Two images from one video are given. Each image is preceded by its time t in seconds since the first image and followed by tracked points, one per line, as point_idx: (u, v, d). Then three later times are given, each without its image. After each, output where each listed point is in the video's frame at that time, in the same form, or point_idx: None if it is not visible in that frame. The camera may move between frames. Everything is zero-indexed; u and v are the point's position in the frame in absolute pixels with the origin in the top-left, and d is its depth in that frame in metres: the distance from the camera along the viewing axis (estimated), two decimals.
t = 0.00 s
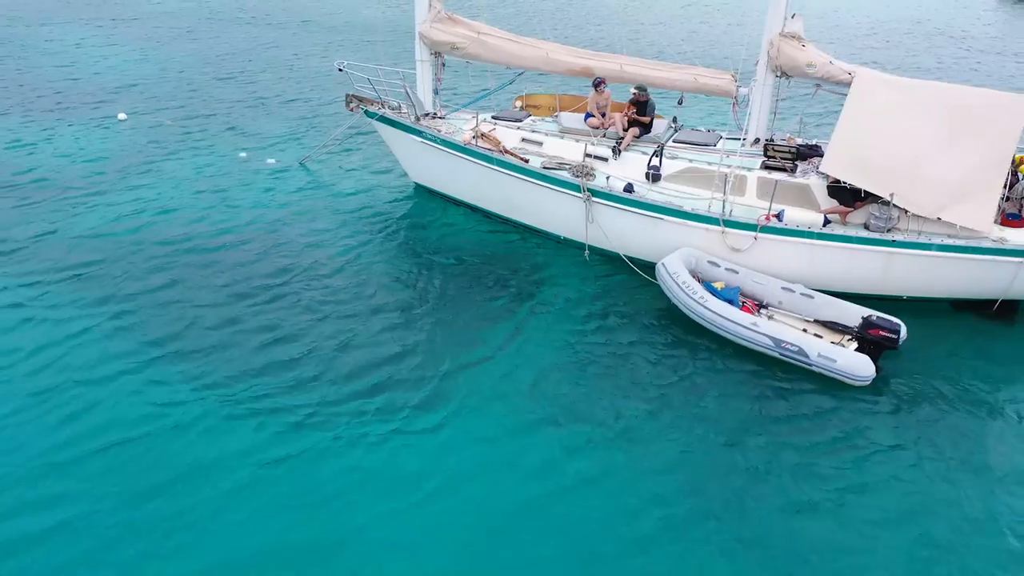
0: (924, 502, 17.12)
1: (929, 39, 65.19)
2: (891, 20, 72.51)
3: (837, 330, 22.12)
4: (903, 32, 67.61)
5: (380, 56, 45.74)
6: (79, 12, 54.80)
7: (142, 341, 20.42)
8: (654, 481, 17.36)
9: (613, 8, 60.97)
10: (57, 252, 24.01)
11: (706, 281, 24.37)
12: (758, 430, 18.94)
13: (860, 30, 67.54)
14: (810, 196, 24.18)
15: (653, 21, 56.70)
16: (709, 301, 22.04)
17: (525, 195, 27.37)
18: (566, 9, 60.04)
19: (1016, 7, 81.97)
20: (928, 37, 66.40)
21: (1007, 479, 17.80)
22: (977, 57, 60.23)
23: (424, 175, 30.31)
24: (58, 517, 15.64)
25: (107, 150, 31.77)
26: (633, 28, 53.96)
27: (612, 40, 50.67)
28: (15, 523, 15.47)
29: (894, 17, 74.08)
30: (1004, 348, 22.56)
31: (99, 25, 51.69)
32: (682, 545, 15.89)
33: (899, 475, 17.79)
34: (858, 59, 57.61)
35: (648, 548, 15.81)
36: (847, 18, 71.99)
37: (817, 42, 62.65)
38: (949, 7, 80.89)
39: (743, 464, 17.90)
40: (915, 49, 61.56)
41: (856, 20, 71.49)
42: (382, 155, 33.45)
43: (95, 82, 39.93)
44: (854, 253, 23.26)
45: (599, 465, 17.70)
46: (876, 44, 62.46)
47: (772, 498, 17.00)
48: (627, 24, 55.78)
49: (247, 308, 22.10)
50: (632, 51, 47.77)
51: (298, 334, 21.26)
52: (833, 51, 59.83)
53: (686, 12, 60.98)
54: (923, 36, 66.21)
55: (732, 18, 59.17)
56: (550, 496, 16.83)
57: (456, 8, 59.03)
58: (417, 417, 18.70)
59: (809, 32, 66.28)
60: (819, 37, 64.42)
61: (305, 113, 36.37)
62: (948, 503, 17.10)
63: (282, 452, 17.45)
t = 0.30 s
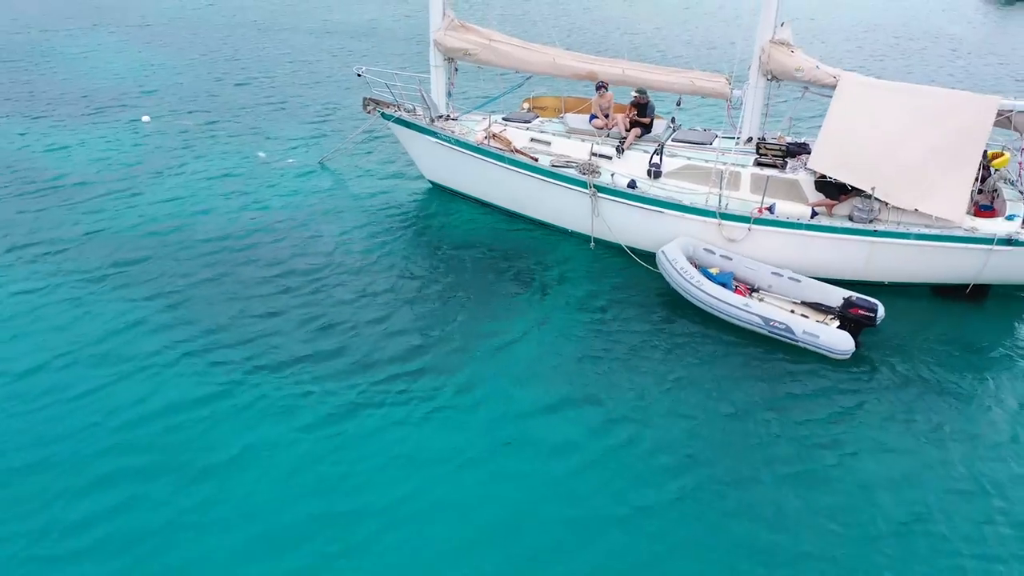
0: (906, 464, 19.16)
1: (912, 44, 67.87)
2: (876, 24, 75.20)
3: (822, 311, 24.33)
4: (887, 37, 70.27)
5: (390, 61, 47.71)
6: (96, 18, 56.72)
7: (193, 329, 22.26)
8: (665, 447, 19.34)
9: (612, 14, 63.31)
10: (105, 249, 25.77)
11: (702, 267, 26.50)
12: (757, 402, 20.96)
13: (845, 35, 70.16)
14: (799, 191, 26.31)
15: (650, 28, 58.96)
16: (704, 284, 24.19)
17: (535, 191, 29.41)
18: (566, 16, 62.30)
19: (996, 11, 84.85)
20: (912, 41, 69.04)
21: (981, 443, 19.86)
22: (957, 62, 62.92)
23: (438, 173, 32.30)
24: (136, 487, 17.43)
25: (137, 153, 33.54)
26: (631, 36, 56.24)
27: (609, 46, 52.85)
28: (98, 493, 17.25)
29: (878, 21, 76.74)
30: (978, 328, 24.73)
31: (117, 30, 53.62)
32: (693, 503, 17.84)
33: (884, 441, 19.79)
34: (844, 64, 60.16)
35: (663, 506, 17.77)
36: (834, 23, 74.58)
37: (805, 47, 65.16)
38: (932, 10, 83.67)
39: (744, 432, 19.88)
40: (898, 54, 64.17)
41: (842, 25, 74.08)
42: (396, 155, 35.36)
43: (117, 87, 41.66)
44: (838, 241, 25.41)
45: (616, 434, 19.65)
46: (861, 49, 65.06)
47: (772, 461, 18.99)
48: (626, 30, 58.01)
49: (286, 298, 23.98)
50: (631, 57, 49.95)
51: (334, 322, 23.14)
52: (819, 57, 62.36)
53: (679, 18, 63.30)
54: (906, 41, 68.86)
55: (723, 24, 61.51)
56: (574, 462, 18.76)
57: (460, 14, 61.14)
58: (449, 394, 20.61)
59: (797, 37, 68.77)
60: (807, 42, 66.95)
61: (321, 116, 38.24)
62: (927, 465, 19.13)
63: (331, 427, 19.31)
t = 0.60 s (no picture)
0: (892, 441, 21.19)
1: (893, 54, 70.81)
2: (858, 34, 78.25)
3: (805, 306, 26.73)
4: (870, 47, 73.18)
5: (397, 72, 49.99)
6: (111, 30, 58.83)
7: (236, 330, 24.02)
8: (675, 429, 21.28)
9: (607, 27, 65.95)
10: (147, 255, 27.58)
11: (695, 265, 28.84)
12: (754, 390, 23.01)
13: (830, 45, 73.02)
14: (785, 196, 28.71)
15: (644, 40, 61.59)
16: (697, 280, 26.52)
17: (540, 196, 31.70)
18: (563, 28, 64.88)
19: (976, 20, 88.01)
20: (893, 51, 71.96)
21: (952, 421, 22.04)
22: (936, 72, 65.86)
23: (449, 179, 34.54)
24: (200, 478, 18.89)
25: (166, 163, 35.42)
26: (626, 47, 58.79)
27: (605, 58, 55.34)
28: (163, 482, 18.69)
29: (862, 30, 79.64)
30: (949, 322, 27.05)
31: (132, 43, 55.77)
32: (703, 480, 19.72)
33: (868, 422, 21.91)
34: (828, 75, 62.94)
35: (677, 483, 19.66)
36: (819, 33, 77.46)
37: (791, 58, 67.95)
38: (914, 19, 86.72)
39: (745, 416, 21.90)
40: (881, 64, 67.05)
41: (827, 35, 76.97)
42: (409, 163, 37.49)
43: (137, 100, 43.59)
44: (820, 241, 27.80)
45: (630, 419, 21.58)
46: (845, 59, 67.88)
47: (770, 441, 21.00)
48: (621, 43, 60.64)
49: (318, 299, 25.90)
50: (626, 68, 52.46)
51: (364, 320, 25.05)
52: (805, 68, 65.11)
53: (671, 29, 65.92)
54: (888, 51, 71.75)
55: (713, 35, 64.14)
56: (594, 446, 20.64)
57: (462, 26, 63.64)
58: (476, 385, 22.45)
59: (783, 47, 71.60)
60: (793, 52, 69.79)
61: (336, 126, 40.30)
62: (910, 443, 21.19)
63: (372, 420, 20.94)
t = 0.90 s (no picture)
0: (864, 432, 23.89)
1: (873, 65, 74.01)
2: (840, 45, 81.48)
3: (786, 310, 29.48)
4: (851, 58, 76.37)
5: (401, 85, 52.48)
6: (124, 44, 60.96)
7: (274, 338, 26.28)
8: (672, 425, 23.88)
9: (600, 40, 68.72)
10: (184, 265, 29.80)
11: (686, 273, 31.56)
12: (742, 389, 25.66)
13: (813, 56, 76.17)
14: (768, 209, 31.48)
15: (636, 53, 64.43)
16: (688, 287, 29.24)
17: (544, 209, 34.35)
18: (557, 41, 67.66)
19: (952, 30, 91.60)
20: (874, 61, 75.16)
21: (916, 414, 24.80)
22: (914, 83, 69.11)
23: (457, 192, 37.15)
24: (254, 477, 21.15)
25: (192, 174, 37.58)
26: (619, 61, 61.61)
27: (599, 73, 58.11)
28: (222, 481, 20.93)
29: (844, 41, 82.85)
30: (917, 324, 29.84)
31: (146, 56, 57.96)
32: (699, 470, 22.29)
33: (842, 415, 24.60)
34: (811, 87, 66.00)
35: (676, 473, 22.21)
36: (803, 44, 80.62)
37: (776, 70, 71.00)
38: (894, 29, 90.10)
39: (734, 412, 24.53)
40: (862, 75, 70.21)
41: (810, 46, 80.14)
42: (418, 176, 39.97)
43: (157, 114, 45.78)
44: (799, 251, 30.58)
45: (633, 416, 24.14)
46: (827, 71, 71.00)
47: (757, 435, 23.63)
48: (614, 56, 63.45)
49: (346, 306, 28.27)
50: (618, 83, 55.26)
51: (389, 326, 27.47)
52: (789, 79, 68.14)
53: (662, 42, 68.77)
54: (868, 62, 74.96)
55: (702, 47, 66.99)
56: (602, 441, 23.18)
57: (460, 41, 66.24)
58: (494, 387, 24.97)
59: (768, 59, 74.67)
60: (778, 64, 72.84)
61: (348, 139, 42.67)
62: (881, 434, 23.87)
63: (406, 424, 23.20)
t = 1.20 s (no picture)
0: (832, 422, 26.81)
1: (855, 76, 77.35)
2: (824, 55, 84.84)
3: (766, 313, 32.42)
4: (834, 69, 79.66)
5: (405, 98, 55.16)
6: (137, 59, 63.57)
7: (301, 346, 28.71)
8: (665, 419, 26.61)
9: (594, 53, 71.82)
10: (214, 274, 32.32)
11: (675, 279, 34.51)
12: (728, 387, 28.46)
13: (798, 67, 79.44)
14: (749, 220, 34.48)
15: (628, 66, 67.51)
16: (676, 293, 32.17)
17: (543, 220, 37.19)
18: (553, 55, 70.64)
19: (932, 40, 95.28)
20: (855, 72, 78.57)
21: (879, 405, 27.77)
22: (893, 95, 72.48)
23: (462, 204, 39.98)
24: (291, 478, 23.27)
25: (214, 188, 40.11)
26: (612, 74, 64.64)
27: (593, 86, 61.02)
28: (262, 482, 23.04)
29: (827, 52, 86.20)
30: (885, 326, 32.84)
31: (159, 71, 60.55)
32: (690, 458, 25.00)
33: (813, 407, 27.54)
34: (795, 99, 69.23)
35: (667, 460, 24.97)
36: (788, 55, 83.91)
37: (762, 81, 74.21)
38: (876, 39, 93.56)
39: (720, 407, 27.31)
40: (843, 87, 73.52)
41: (795, 57, 83.41)
42: (425, 189, 42.70)
43: (175, 130, 48.34)
44: (777, 258, 33.59)
45: (630, 412, 26.86)
46: (810, 82, 74.31)
47: (741, 427, 26.39)
48: (607, 69, 66.46)
49: (365, 313, 30.89)
50: (612, 97, 58.23)
51: (406, 332, 30.08)
52: (775, 91, 71.37)
53: (653, 55, 71.80)
54: (850, 73, 78.36)
55: (691, 59, 70.05)
56: (602, 434, 25.84)
57: (461, 54, 69.20)
58: (504, 386, 27.64)
59: (755, 71, 77.88)
60: (764, 75, 76.08)
61: (358, 153, 45.32)
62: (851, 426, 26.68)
63: (425, 426, 25.52)
